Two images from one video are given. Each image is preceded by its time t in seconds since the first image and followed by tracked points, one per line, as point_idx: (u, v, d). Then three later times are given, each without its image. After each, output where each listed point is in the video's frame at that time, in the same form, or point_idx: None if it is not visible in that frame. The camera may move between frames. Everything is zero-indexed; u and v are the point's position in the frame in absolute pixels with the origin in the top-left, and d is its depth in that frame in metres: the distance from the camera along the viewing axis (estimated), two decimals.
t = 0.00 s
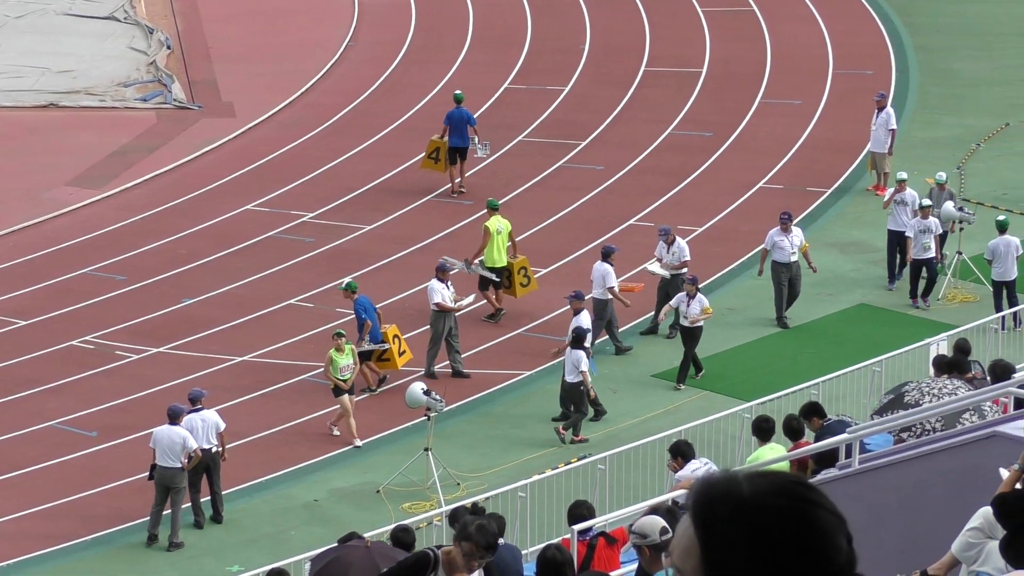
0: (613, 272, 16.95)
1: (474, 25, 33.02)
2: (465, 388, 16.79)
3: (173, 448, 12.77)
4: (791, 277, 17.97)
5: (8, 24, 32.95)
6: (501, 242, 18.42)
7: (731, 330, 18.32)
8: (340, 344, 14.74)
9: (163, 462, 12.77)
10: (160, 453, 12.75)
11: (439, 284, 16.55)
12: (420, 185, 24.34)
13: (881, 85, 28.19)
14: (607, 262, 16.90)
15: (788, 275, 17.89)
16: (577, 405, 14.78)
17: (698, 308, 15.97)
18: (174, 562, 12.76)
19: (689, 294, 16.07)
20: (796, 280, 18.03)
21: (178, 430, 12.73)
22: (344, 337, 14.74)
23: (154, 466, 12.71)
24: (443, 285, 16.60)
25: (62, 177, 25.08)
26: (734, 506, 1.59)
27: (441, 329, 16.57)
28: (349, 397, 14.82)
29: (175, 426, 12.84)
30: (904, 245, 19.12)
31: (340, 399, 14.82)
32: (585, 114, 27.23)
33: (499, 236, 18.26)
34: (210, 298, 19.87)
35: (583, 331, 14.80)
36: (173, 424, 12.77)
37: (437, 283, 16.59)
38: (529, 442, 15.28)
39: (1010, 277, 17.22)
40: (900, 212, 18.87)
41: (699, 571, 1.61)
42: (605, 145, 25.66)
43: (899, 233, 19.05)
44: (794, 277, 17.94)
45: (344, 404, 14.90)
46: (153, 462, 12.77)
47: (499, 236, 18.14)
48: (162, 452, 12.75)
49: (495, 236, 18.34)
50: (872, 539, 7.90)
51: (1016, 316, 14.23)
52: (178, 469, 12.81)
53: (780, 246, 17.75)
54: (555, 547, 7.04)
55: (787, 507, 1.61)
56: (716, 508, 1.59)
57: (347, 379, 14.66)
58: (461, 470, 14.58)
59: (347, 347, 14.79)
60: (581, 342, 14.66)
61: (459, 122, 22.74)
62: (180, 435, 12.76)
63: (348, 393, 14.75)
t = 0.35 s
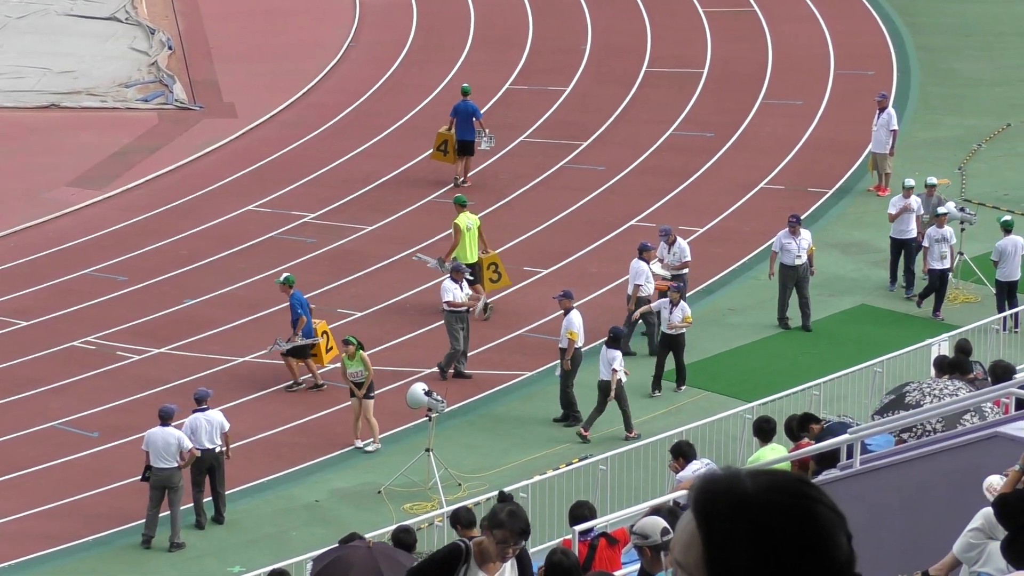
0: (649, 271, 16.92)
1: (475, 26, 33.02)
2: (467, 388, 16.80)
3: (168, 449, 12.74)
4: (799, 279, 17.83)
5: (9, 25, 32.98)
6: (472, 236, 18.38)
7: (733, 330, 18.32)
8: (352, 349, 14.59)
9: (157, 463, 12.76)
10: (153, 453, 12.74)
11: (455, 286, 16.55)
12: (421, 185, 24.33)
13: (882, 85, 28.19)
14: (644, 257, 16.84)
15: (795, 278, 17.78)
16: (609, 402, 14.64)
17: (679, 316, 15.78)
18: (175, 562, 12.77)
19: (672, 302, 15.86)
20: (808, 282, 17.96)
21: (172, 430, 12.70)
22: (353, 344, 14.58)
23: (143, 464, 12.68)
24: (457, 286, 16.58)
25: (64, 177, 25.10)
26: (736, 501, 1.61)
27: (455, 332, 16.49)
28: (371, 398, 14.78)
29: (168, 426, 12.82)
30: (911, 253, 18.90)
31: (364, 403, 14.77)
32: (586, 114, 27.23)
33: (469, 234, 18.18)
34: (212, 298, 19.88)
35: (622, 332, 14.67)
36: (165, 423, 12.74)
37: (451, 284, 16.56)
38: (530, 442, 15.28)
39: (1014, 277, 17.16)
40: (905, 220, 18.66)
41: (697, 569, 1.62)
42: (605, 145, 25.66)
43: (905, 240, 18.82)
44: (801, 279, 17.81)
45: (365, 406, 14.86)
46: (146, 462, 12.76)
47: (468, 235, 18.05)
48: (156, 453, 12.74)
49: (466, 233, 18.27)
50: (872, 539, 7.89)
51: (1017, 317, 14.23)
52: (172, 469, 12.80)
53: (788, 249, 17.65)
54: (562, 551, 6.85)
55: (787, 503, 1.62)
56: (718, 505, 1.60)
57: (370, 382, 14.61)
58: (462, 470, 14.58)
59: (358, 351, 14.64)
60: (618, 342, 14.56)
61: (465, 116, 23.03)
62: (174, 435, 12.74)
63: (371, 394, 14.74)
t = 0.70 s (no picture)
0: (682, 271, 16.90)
1: (475, 26, 33.01)
2: (466, 388, 16.79)
3: (158, 447, 12.74)
4: (803, 282, 17.83)
5: (8, 25, 32.96)
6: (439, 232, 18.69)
7: (732, 330, 18.33)
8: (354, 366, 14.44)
9: (147, 462, 12.75)
10: (143, 453, 12.72)
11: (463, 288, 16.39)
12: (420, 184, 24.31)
13: (881, 85, 28.20)
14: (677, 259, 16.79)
15: (799, 279, 17.76)
16: (638, 395, 14.84)
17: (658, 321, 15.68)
18: (174, 562, 12.76)
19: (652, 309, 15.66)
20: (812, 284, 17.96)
21: (157, 428, 12.69)
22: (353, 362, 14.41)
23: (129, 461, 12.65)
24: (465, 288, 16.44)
25: (63, 177, 25.09)
26: (729, 502, 1.70)
27: (463, 335, 16.44)
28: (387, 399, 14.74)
29: (155, 425, 12.83)
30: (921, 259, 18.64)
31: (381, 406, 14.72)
32: (586, 115, 27.23)
33: (438, 227, 18.54)
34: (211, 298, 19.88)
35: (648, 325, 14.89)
36: (148, 422, 12.74)
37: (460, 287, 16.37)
38: (529, 442, 15.30)
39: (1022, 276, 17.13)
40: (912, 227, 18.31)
41: (693, 567, 1.71)
42: (605, 145, 25.66)
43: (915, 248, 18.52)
44: (807, 282, 17.82)
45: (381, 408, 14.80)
46: (134, 462, 12.75)
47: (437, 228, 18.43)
48: (147, 452, 12.72)
49: (435, 227, 18.64)
50: (871, 539, 7.86)
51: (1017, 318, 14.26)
52: (162, 467, 12.80)
53: (796, 250, 17.66)
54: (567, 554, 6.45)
55: (780, 502, 1.70)
56: (713, 505, 1.69)
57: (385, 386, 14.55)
58: (461, 470, 14.59)
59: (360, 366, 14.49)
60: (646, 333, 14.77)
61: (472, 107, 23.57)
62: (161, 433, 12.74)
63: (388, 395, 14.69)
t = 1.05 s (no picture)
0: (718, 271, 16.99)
1: (475, 25, 33.01)
2: (467, 388, 16.78)
3: (156, 445, 12.79)
4: (806, 281, 17.79)
5: (10, 25, 32.96)
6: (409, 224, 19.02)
7: (733, 330, 18.32)
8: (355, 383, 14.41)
9: (145, 461, 12.77)
10: (140, 451, 12.73)
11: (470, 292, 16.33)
12: (421, 184, 24.30)
13: (882, 85, 28.19)
14: (717, 262, 17.04)
15: (802, 279, 17.74)
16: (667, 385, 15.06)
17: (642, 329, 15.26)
18: (175, 562, 12.77)
19: (637, 315, 15.27)
20: (812, 288, 17.87)
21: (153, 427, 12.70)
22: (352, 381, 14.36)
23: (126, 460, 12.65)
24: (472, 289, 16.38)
25: (64, 177, 25.10)
26: (728, 499, 1.73)
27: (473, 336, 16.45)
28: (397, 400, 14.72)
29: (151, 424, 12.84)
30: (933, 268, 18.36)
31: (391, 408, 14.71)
32: (586, 115, 27.22)
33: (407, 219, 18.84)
34: (212, 298, 19.88)
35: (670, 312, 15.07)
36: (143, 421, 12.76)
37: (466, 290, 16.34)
38: (530, 442, 15.31)
39: None
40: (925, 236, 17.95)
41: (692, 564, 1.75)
42: (606, 144, 25.65)
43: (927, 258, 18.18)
44: (809, 280, 17.76)
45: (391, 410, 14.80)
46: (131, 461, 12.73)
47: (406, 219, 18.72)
48: (145, 450, 12.75)
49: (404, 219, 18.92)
50: (872, 539, 7.89)
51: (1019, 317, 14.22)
52: (159, 465, 12.84)
53: (797, 250, 17.66)
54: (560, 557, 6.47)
55: (780, 500, 1.73)
56: (711, 501, 1.73)
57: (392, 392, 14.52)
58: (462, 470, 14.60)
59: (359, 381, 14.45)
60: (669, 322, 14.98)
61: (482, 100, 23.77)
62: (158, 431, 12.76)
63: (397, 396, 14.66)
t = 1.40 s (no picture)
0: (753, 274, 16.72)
1: (475, 26, 33.01)
2: (468, 389, 16.78)
3: (157, 445, 12.79)
4: (807, 283, 17.83)
5: (10, 26, 32.96)
6: (374, 220, 19.20)
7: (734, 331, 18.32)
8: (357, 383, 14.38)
9: (145, 459, 12.78)
10: (141, 450, 12.74)
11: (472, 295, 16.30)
12: (420, 184, 24.32)
13: (882, 85, 28.20)
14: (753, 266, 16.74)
15: (801, 280, 17.74)
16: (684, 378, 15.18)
17: (622, 334, 15.27)
18: (175, 562, 12.78)
19: (618, 319, 15.28)
20: (814, 285, 17.90)
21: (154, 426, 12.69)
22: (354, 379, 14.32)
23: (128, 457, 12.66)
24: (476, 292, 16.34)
25: (64, 177, 25.11)
26: (724, 503, 1.75)
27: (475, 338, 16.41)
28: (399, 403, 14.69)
29: (151, 423, 12.85)
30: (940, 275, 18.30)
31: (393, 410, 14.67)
32: (587, 115, 27.22)
33: (371, 217, 18.97)
34: (213, 298, 19.88)
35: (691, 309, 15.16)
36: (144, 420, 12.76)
37: (468, 292, 16.29)
38: (530, 442, 15.32)
39: None
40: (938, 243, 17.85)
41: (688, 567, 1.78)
42: (606, 145, 25.66)
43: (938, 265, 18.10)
44: (809, 280, 17.76)
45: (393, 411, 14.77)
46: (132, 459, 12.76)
47: (370, 218, 18.87)
48: (146, 449, 12.75)
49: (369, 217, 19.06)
50: (872, 539, 7.88)
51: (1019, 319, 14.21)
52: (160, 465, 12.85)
53: (796, 250, 17.66)
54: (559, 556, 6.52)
55: (773, 505, 1.75)
56: (707, 506, 1.75)
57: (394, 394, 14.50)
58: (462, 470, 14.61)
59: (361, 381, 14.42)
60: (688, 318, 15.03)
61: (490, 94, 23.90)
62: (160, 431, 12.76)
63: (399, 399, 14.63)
